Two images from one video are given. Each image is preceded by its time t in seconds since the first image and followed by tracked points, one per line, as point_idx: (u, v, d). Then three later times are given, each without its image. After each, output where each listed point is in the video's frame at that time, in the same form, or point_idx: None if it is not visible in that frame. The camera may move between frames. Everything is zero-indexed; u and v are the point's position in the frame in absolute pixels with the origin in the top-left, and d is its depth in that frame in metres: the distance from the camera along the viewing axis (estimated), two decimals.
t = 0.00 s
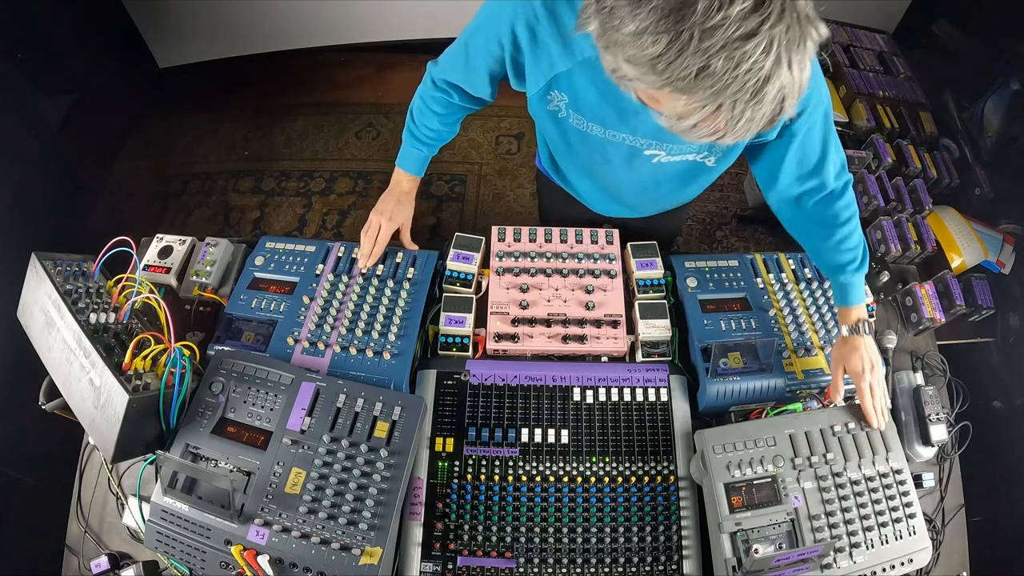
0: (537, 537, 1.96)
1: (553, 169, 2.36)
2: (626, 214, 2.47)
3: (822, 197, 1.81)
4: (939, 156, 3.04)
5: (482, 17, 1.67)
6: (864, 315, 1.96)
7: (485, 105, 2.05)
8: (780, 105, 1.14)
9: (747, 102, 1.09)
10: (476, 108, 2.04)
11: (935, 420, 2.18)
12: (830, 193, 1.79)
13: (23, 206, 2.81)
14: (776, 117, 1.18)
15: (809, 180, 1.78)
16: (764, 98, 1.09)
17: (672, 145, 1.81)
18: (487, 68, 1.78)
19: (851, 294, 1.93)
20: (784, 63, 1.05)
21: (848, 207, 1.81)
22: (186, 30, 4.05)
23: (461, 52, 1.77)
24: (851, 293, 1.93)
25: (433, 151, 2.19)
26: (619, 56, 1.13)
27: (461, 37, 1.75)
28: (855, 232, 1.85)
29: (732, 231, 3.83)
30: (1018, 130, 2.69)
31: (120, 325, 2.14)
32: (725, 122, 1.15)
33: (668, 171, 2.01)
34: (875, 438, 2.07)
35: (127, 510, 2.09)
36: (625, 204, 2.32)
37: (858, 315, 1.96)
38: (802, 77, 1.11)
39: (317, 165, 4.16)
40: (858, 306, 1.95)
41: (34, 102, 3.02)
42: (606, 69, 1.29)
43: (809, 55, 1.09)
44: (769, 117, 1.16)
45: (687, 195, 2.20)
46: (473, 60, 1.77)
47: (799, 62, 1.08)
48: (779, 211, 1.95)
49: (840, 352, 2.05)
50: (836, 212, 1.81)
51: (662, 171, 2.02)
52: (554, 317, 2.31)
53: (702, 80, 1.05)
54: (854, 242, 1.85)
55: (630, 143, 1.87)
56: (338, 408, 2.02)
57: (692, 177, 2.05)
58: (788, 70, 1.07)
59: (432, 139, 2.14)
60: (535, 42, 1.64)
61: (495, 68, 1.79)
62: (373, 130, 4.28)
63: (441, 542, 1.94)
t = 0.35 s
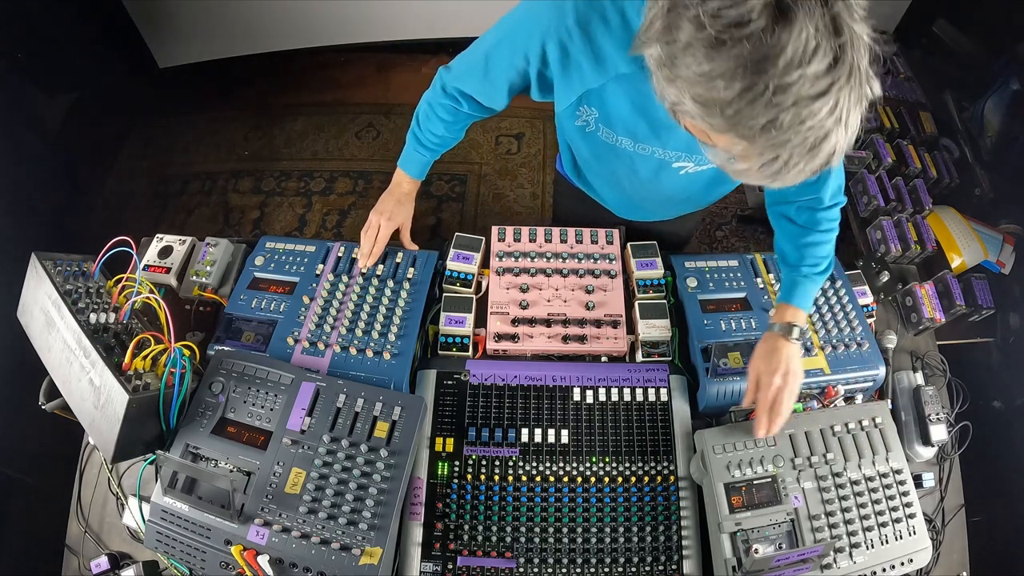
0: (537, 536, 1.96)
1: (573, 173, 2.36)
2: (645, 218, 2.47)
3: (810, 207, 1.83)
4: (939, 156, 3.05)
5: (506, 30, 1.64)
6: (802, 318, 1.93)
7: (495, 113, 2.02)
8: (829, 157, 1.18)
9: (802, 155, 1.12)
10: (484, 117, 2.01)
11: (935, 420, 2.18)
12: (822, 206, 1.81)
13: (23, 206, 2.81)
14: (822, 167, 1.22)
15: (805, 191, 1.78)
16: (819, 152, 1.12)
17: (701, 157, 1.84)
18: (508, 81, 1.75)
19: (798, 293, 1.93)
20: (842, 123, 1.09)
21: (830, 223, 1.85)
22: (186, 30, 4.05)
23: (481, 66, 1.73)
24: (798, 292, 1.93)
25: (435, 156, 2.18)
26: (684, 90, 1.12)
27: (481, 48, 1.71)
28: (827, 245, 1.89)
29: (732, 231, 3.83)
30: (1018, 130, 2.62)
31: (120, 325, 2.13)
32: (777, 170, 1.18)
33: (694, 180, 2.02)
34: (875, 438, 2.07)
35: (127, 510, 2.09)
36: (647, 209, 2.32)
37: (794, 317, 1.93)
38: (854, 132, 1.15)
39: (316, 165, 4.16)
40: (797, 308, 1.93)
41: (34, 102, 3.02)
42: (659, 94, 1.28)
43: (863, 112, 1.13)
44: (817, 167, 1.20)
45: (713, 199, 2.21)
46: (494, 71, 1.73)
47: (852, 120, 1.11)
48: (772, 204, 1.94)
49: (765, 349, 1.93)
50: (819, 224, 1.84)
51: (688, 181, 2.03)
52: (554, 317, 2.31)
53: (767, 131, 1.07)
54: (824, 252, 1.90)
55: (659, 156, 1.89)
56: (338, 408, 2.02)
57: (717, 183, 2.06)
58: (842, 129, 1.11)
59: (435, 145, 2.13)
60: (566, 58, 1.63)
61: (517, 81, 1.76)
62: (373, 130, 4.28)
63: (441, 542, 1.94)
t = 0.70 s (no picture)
0: (537, 536, 1.96)
1: (575, 176, 2.37)
2: (646, 223, 2.46)
3: (801, 214, 1.83)
4: (939, 156, 3.04)
5: (506, 25, 1.64)
6: (785, 328, 1.93)
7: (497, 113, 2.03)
8: (828, 138, 1.16)
9: (801, 131, 1.09)
10: (485, 117, 2.01)
11: (935, 420, 2.18)
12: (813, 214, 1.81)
13: (23, 206, 2.81)
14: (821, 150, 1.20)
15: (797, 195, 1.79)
16: (819, 128, 1.10)
17: (699, 156, 1.83)
18: (508, 76, 1.75)
19: (779, 303, 1.93)
20: (842, 96, 1.07)
21: (820, 233, 1.84)
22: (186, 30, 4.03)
23: (482, 62, 1.73)
24: (780, 302, 1.93)
25: (437, 156, 2.18)
26: (681, 66, 1.10)
27: (481, 43, 1.71)
28: (815, 255, 1.88)
29: (732, 231, 3.83)
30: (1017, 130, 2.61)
31: (120, 325, 2.13)
32: (776, 146, 1.14)
33: (692, 181, 2.02)
34: (875, 438, 2.07)
35: (127, 510, 2.10)
36: (648, 212, 2.32)
37: (774, 326, 1.93)
38: (853, 111, 1.13)
39: (317, 165, 4.16)
40: (778, 318, 1.93)
41: (34, 102, 3.02)
42: (657, 78, 1.27)
43: (861, 92, 1.11)
44: (816, 148, 1.18)
45: (714, 201, 2.21)
46: (494, 67, 1.74)
47: (851, 98, 1.09)
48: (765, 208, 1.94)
49: (742, 358, 1.96)
50: (808, 232, 1.83)
51: (685, 182, 2.02)
52: (554, 317, 2.31)
53: (765, 104, 1.04)
54: (812, 262, 1.88)
55: (657, 155, 1.88)
56: (338, 408, 2.02)
57: (717, 185, 2.06)
58: (842, 106, 1.09)
59: (437, 144, 2.12)
60: (564, 51, 1.63)
61: (517, 76, 1.76)
62: (373, 131, 4.28)
63: (441, 542, 1.94)
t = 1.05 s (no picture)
0: (537, 536, 1.96)
1: (570, 175, 2.37)
2: (644, 225, 2.45)
3: (798, 211, 1.82)
4: (939, 156, 3.05)
5: (497, 22, 1.66)
6: (788, 327, 1.93)
7: (493, 112, 2.03)
8: (795, 129, 1.15)
9: (760, 125, 1.10)
10: (482, 115, 2.01)
11: (935, 420, 2.18)
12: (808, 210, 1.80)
13: (24, 206, 2.81)
14: (790, 141, 1.20)
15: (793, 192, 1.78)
16: (779, 122, 1.10)
17: (687, 157, 1.81)
18: (499, 72, 1.76)
19: (782, 301, 1.92)
20: (801, 89, 1.06)
21: (817, 229, 1.83)
22: (185, 30, 4.03)
23: (475, 59, 1.74)
24: (782, 301, 1.93)
25: (435, 155, 2.18)
26: (637, 67, 1.13)
27: (474, 40, 1.72)
28: (814, 251, 1.87)
29: (732, 231, 3.83)
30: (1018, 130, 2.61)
31: (119, 325, 2.13)
32: (738, 141, 1.16)
33: (684, 182, 2.01)
34: (875, 438, 2.07)
35: (127, 510, 2.10)
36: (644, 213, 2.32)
37: (778, 325, 1.93)
38: (818, 103, 1.12)
39: (317, 165, 4.16)
40: (781, 317, 1.93)
41: (33, 102, 3.02)
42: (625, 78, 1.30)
43: (827, 83, 1.10)
44: (783, 140, 1.18)
45: (707, 203, 2.20)
46: (486, 64, 1.75)
47: (815, 89, 1.08)
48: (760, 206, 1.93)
49: (748, 358, 1.95)
50: (805, 229, 1.82)
51: (676, 183, 2.01)
52: (554, 317, 2.31)
53: (717, 100, 1.06)
54: (811, 258, 1.87)
55: (645, 154, 1.87)
56: (338, 408, 2.02)
57: (708, 188, 2.05)
58: (805, 97, 1.08)
59: (435, 143, 2.12)
60: (552, 47, 1.64)
61: (508, 73, 1.77)
62: (373, 131, 4.28)
63: (441, 542, 1.94)
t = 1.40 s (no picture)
0: (537, 536, 1.96)
1: (566, 176, 2.37)
2: (643, 224, 2.46)
3: (806, 203, 1.82)
4: (939, 156, 3.04)
5: (489, 22, 1.66)
6: (805, 322, 1.92)
7: (490, 110, 2.03)
8: (820, 98, 1.13)
9: (789, 92, 1.07)
10: (479, 113, 2.01)
11: (935, 420, 2.18)
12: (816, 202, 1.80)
13: (24, 206, 2.81)
14: (814, 110, 1.17)
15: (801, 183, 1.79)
16: (808, 86, 1.07)
17: (687, 148, 1.81)
18: (494, 71, 1.76)
19: (798, 298, 1.91)
20: (827, 50, 1.04)
21: (828, 220, 1.82)
22: (185, 30, 4.04)
23: (469, 59, 1.74)
24: (798, 296, 1.91)
25: (434, 154, 2.18)
26: (657, 43, 1.09)
27: (468, 41, 1.72)
28: (827, 244, 1.86)
29: (732, 231, 3.83)
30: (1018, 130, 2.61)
31: (119, 325, 2.13)
32: (766, 109, 1.12)
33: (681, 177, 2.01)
34: (875, 438, 2.07)
35: (127, 510, 2.10)
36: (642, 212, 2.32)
37: (794, 322, 1.92)
38: (839, 66, 1.10)
39: (317, 165, 4.16)
40: (798, 312, 1.92)
41: (34, 102, 3.02)
42: (636, 63, 1.26)
43: (846, 46, 1.08)
44: (807, 109, 1.14)
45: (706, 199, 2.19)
46: (481, 62, 1.74)
47: (837, 53, 1.06)
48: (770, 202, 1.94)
49: (765, 356, 1.96)
50: (815, 221, 1.83)
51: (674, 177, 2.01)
52: (554, 317, 2.31)
53: (747, 66, 1.02)
54: (824, 250, 1.86)
55: (643, 149, 1.87)
56: (338, 408, 2.02)
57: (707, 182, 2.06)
58: (829, 59, 1.06)
59: (433, 142, 2.12)
60: (546, 46, 1.64)
61: (503, 72, 1.77)
62: (373, 131, 4.28)
63: (441, 542, 1.94)
